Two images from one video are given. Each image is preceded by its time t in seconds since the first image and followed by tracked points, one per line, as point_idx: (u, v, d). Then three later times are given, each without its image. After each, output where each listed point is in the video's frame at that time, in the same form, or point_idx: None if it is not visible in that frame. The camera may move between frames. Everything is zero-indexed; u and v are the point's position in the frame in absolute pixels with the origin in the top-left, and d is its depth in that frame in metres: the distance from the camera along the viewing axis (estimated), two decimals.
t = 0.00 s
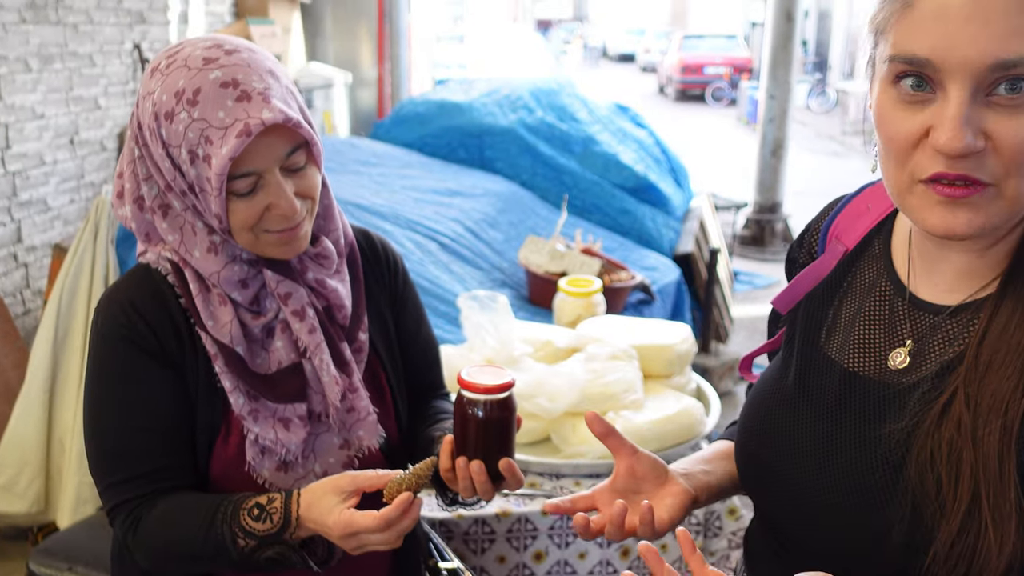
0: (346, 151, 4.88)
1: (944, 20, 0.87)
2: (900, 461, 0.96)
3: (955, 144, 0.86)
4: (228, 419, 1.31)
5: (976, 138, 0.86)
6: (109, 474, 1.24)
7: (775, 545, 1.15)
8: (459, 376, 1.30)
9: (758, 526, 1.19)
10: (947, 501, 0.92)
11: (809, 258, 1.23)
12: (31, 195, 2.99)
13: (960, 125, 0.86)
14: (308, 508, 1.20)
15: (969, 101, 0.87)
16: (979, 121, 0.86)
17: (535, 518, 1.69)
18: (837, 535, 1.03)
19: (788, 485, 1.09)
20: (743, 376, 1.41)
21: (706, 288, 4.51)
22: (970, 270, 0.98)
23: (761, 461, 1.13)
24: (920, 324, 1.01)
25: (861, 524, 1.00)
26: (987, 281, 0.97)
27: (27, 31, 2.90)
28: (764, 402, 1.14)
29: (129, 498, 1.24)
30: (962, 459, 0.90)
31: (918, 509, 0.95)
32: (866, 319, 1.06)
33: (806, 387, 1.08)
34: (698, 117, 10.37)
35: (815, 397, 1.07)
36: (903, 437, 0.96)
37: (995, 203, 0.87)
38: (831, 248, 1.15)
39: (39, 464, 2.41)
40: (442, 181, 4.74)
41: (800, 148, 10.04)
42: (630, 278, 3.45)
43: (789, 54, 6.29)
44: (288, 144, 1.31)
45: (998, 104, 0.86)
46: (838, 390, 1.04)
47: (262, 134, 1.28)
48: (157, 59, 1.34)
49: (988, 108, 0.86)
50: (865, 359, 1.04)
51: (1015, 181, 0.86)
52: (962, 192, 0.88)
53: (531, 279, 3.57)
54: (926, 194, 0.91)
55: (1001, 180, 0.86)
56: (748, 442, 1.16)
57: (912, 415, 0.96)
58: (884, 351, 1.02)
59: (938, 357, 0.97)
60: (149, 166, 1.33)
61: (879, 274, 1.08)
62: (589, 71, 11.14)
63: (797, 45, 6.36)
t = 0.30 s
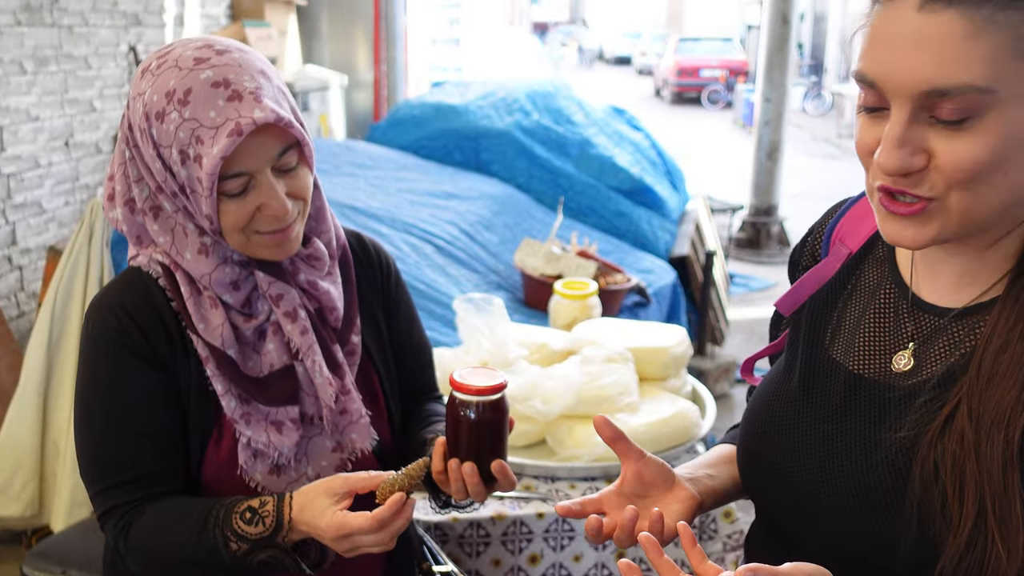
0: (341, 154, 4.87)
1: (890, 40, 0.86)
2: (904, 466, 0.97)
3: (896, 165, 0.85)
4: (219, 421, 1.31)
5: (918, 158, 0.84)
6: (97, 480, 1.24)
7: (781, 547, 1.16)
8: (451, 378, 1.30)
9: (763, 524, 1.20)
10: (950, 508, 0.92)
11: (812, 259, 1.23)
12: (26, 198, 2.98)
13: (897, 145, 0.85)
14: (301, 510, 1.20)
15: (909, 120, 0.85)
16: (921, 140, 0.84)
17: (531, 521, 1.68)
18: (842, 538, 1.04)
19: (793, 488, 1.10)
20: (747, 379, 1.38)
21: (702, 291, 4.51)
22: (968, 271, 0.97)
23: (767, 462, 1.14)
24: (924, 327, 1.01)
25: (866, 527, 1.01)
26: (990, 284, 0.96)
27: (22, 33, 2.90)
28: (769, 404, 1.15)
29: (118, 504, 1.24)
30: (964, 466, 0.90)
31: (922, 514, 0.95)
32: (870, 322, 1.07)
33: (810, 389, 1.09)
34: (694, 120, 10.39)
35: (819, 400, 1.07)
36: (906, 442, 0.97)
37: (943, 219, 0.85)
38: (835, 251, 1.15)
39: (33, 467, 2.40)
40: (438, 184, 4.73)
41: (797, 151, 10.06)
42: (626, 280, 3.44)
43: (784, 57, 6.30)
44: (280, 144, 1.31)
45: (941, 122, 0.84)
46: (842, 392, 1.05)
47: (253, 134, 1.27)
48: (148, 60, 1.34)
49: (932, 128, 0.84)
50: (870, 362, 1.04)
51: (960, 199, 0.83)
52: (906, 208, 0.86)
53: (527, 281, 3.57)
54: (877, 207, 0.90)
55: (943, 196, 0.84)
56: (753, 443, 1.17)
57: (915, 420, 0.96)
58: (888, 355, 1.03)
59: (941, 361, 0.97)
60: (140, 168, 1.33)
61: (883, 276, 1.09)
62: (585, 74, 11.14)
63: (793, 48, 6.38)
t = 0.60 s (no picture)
0: (337, 154, 4.87)
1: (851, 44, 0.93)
2: (904, 474, 0.98)
3: (833, 160, 0.96)
4: (212, 424, 1.30)
5: (850, 157, 0.95)
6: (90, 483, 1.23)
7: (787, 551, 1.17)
8: (444, 381, 1.29)
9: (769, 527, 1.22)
10: (948, 517, 0.93)
11: (827, 260, 1.25)
12: (21, 199, 2.97)
13: (834, 144, 0.96)
14: (293, 512, 1.20)
15: (844, 119, 0.95)
16: (854, 140, 0.95)
17: (526, 523, 1.68)
18: (847, 544, 1.05)
19: (799, 492, 1.11)
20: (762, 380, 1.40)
21: (697, 292, 4.51)
22: (969, 276, 1.00)
23: (773, 464, 1.16)
24: (930, 334, 1.03)
25: (868, 533, 1.02)
26: (989, 294, 0.99)
27: (17, 34, 2.89)
28: (777, 407, 1.17)
29: (111, 506, 1.23)
30: (959, 474, 0.92)
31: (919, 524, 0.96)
32: (878, 329, 1.09)
33: (817, 394, 1.11)
34: (691, 121, 10.38)
35: (825, 404, 1.10)
36: (907, 450, 0.98)
37: (885, 218, 0.95)
38: (847, 252, 1.18)
39: (28, 468, 2.39)
40: (434, 185, 4.73)
41: (793, 152, 10.06)
42: (622, 281, 3.44)
43: (781, 58, 6.30)
44: (270, 137, 1.30)
45: (870, 125, 0.94)
46: (848, 397, 1.07)
47: (242, 126, 1.27)
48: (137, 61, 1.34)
49: (860, 126, 0.94)
50: (876, 369, 1.06)
51: (898, 195, 0.93)
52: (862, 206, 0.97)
53: (523, 282, 3.57)
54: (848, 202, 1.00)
55: (884, 192, 0.94)
56: (761, 446, 1.19)
57: (916, 429, 0.98)
58: (894, 362, 1.05)
59: (943, 368, 0.99)
60: (131, 170, 1.32)
61: (893, 282, 1.11)
62: (581, 75, 11.12)
63: (789, 49, 6.38)
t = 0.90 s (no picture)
0: (336, 153, 4.88)
1: (852, 44, 0.97)
2: (912, 477, 0.98)
3: (827, 148, 0.99)
4: (210, 419, 1.30)
5: (844, 146, 0.97)
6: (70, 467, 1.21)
7: (799, 552, 1.18)
8: (446, 373, 1.29)
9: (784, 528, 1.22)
10: (953, 520, 0.93)
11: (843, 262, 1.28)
12: (18, 197, 2.97)
13: (832, 132, 0.98)
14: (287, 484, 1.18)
15: (844, 109, 0.98)
16: (849, 130, 0.97)
17: (525, 522, 1.68)
18: (855, 546, 1.06)
19: (810, 494, 1.12)
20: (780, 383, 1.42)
21: (696, 292, 4.51)
22: (976, 278, 1.01)
23: (785, 466, 1.17)
24: (940, 336, 1.03)
25: (876, 536, 1.02)
26: (1000, 295, 0.99)
27: (15, 32, 2.88)
28: (790, 408, 1.18)
29: (80, 488, 1.20)
30: (965, 477, 0.92)
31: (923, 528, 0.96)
32: (890, 331, 1.09)
33: (828, 396, 1.12)
34: (689, 121, 10.38)
35: (836, 406, 1.10)
36: (916, 456, 0.98)
37: (869, 207, 0.97)
38: (865, 252, 1.20)
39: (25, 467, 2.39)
40: (433, 184, 4.73)
41: (791, 152, 10.06)
42: (620, 280, 3.45)
43: (778, 58, 6.30)
44: (269, 107, 1.31)
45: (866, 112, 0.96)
46: (857, 399, 1.07)
47: (241, 89, 1.28)
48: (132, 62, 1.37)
49: (855, 117, 0.97)
50: (886, 372, 1.07)
51: (891, 188, 0.95)
52: (852, 197, 0.99)
53: (521, 281, 3.57)
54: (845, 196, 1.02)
55: (874, 182, 0.96)
56: (774, 448, 1.20)
57: (926, 435, 0.98)
58: (904, 364, 1.05)
59: (952, 371, 0.99)
60: (133, 170, 1.34)
61: (907, 281, 1.12)
62: (579, 74, 11.12)
63: (787, 49, 6.38)
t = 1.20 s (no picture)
0: (334, 151, 4.87)
1: (856, 49, 0.97)
2: (922, 481, 0.98)
3: (835, 151, 0.99)
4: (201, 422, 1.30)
5: (851, 148, 0.97)
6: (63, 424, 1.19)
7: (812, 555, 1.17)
8: (449, 379, 1.29)
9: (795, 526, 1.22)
10: (962, 525, 0.92)
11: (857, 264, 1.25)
12: (15, 195, 2.97)
13: (839, 135, 0.98)
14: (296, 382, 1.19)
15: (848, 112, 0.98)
16: (857, 133, 0.97)
17: (523, 520, 1.68)
18: (866, 550, 1.05)
19: (822, 495, 1.11)
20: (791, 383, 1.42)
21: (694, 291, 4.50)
22: (989, 279, 0.99)
23: (796, 466, 1.16)
24: (952, 337, 1.02)
25: (886, 539, 1.02)
26: (1015, 296, 0.98)
27: (12, 29, 2.88)
28: (802, 408, 1.17)
29: (66, 436, 1.18)
30: (976, 481, 0.91)
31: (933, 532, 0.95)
32: (903, 331, 1.08)
33: (840, 396, 1.11)
34: (687, 119, 10.38)
35: (847, 407, 1.09)
36: (927, 460, 0.97)
37: (879, 206, 0.96)
38: (879, 253, 1.18)
39: (22, 466, 2.38)
40: (431, 182, 4.73)
41: (790, 151, 10.06)
42: (618, 279, 3.45)
43: (776, 57, 6.30)
44: (261, 126, 1.29)
45: (868, 119, 0.96)
46: (868, 400, 1.06)
47: (235, 116, 1.26)
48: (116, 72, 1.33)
49: (861, 121, 0.97)
50: (898, 373, 1.06)
51: (895, 190, 0.94)
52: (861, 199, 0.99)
53: (519, 280, 3.57)
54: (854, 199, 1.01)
55: (880, 184, 0.95)
56: (786, 448, 1.19)
57: (938, 439, 0.97)
58: (916, 364, 1.04)
59: (964, 373, 0.98)
60: (123, 182, 1.31)
61: (921, 281, 1.11)
62: (577, 73, 11.13)
63: (786, 48, 6.38)
